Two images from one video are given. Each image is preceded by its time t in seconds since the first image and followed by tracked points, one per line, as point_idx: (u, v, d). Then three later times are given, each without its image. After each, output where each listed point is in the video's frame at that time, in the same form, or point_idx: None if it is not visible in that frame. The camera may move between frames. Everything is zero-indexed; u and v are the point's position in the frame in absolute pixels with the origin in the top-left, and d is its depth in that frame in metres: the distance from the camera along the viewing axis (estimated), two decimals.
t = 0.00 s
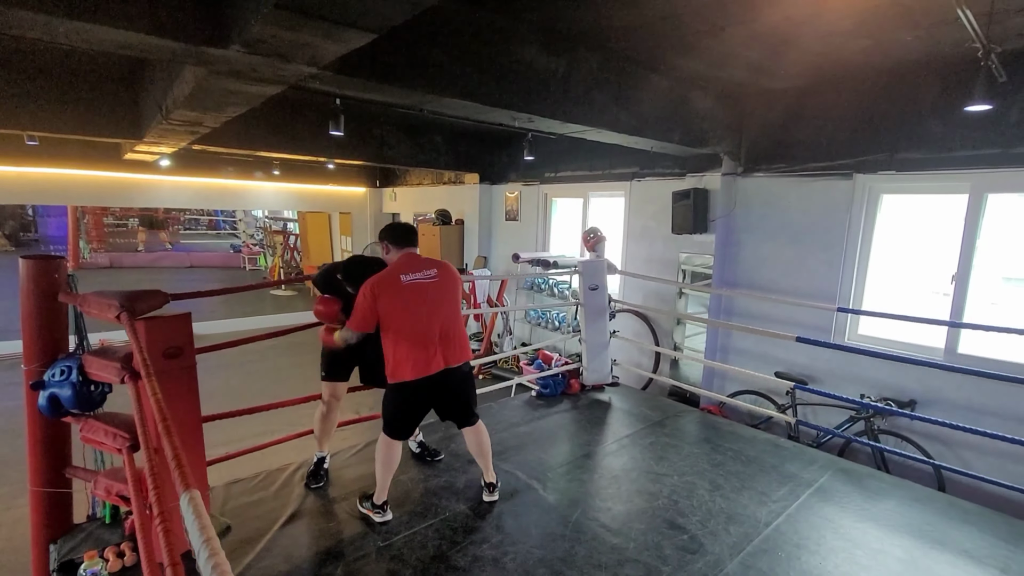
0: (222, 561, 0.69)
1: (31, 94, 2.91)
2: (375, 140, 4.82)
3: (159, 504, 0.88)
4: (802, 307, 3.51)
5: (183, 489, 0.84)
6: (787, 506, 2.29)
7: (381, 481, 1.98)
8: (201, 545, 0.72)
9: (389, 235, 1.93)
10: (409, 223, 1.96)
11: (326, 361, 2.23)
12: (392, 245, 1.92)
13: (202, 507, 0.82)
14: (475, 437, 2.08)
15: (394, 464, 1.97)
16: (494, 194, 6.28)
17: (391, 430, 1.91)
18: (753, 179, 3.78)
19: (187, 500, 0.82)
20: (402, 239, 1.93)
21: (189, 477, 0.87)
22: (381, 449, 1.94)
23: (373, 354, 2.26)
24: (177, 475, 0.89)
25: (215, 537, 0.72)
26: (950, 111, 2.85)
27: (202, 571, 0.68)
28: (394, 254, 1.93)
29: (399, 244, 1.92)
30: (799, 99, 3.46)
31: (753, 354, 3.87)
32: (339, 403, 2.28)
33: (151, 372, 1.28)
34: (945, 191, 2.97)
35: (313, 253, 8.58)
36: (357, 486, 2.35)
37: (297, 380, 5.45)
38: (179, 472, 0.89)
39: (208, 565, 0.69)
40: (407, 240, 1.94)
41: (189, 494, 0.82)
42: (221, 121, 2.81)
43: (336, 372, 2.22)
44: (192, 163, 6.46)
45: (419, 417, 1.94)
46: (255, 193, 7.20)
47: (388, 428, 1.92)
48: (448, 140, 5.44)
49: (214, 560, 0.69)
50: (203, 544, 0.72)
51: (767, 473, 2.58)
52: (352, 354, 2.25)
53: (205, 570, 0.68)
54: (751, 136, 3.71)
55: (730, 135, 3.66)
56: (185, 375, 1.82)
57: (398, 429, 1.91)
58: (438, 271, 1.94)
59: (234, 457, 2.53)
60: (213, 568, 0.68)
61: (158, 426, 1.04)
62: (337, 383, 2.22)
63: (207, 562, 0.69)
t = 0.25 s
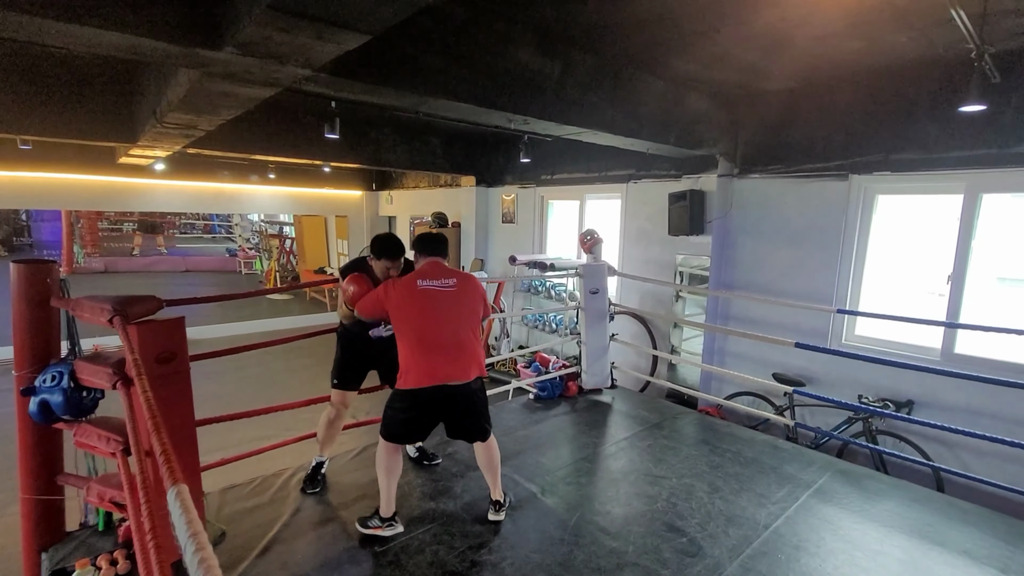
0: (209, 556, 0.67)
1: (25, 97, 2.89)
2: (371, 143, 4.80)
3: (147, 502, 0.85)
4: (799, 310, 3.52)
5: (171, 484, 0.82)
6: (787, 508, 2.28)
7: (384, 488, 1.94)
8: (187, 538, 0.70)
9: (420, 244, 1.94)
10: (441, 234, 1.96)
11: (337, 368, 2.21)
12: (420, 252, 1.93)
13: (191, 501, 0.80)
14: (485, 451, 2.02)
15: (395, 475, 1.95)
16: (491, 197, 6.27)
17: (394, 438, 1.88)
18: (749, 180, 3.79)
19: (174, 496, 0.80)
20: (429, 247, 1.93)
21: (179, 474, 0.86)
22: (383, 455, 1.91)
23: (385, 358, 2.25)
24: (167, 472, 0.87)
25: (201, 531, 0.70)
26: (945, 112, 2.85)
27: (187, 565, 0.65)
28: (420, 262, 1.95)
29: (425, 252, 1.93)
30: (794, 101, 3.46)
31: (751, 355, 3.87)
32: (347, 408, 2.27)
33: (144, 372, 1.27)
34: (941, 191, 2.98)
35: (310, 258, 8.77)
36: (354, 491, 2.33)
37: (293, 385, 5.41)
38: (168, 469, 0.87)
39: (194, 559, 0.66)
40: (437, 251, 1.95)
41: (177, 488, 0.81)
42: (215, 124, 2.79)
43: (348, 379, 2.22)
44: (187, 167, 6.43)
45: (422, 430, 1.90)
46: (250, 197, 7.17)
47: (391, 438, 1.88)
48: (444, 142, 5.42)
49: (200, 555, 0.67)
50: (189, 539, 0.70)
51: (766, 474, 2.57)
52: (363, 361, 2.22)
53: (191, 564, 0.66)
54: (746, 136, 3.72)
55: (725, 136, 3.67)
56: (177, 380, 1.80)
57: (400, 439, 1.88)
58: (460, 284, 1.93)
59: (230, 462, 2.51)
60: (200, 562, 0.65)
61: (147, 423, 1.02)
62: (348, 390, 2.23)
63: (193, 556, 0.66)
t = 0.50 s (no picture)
0: None
1: (18, 102, 2.87)
2: (367, 148, 4.80)
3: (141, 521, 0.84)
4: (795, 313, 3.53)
5: (167, 503, 0.81)
6: (785, 510, 2.28)
7: (385, 518, 1.83)
8: (185, 558, 0.69)
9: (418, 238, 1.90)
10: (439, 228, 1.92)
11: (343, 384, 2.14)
12: (417, 250, 1.89)
13: (187, 520, 0.78)
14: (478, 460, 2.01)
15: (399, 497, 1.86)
16: (487, 201, 6.28)
17: (391, 458, 1.80)
18: (744, 182, 3.81)
19: (170, 514, 0.79)
20: (426, 244, 1.88)
21: (175, 492, 0.85)
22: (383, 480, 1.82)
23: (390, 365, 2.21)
24: (162, 489, 0.86)
25: (200, 551, 0.69)
26: (938, 114, 2.87)
27: None
28: (413, 258, 1.90)
29: (424, 251, 1.89)
30: (788, 104, 3.48)
31: (748, 358, 3.88)
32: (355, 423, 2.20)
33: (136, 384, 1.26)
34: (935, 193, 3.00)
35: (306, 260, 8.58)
36: (351, 497, 2.31)
37: (290, 389, 5.38)
38: (163, 486, 0.86)
39: None
40: (433, 249, 1.90)
41: (173, 507, 0.80)
42: (211, 128, 2.78)
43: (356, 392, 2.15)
44: (182, 172, 6.41)
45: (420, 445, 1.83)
46: (245, 201, 7.15)
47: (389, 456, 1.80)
48: (440, 146, 5.43)
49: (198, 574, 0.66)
50: (187, 559, 0.69)
51: (764, 476, 2.57)
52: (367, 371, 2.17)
53: None
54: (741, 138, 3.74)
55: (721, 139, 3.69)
56: (170, 388, 1.78)
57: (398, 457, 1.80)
58: (454, 285, 1.88)
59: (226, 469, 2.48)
60: None
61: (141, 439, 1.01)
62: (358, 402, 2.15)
63: None
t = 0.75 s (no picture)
0: (218, 553, 0.65)
1: (15, 103, 2.86)
2: (366, 149, 4.81)
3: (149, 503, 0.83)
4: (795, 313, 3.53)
5: (177, 481, 0.80)
6: (785, 511, 2.28)
7: (383, 518, 1.82)
8: (196, 534, 0.68)
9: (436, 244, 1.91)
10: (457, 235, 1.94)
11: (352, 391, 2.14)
12: (437, 253, 1.90)
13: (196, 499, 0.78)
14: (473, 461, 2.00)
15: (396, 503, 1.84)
16: (486, 203, 6.28)
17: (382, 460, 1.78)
18: (742, 184, 3.82)
19: (180, 493, 0.78)
20: (446, 251, 1.89)
21: (183, 472, 0.84)
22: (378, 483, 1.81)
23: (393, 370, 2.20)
24: (171, 470, 0.85)
25: (209, 526, 0.68)
26: (935, 116, 2.88)
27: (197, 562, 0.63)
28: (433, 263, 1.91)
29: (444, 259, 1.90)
30: (785, 106, 3.50)
31: (747, 359, 3.88)
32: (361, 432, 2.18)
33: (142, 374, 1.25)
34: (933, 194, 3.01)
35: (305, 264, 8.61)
36: (350, 500, 2.31)
37: (288, 392, 5.36)
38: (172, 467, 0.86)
39: (205, 556, 0.64)
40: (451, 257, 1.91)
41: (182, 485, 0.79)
42: (209, 131, 2.78)
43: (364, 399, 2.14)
44: (181, 174, 6.40)
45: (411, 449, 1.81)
46: (244, 203, 7.15)
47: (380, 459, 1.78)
48: (439, 148, 5.44)
49: (210, 551, 0.65)
50: (198, 534, 0.68)
51: (764, 478, 2.57)
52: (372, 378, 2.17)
53: (201, 561, 0.64)
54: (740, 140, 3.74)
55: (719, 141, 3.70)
56: (171, 389, 1.78)
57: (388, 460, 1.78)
58: (471, 300, 1.91)
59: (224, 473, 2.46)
60: (211, 559, 0.63)
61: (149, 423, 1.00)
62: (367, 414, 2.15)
63: (203, 553, 0.64)
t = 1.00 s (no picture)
0: (209, 560, 0.65)
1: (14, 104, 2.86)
2: (366, 151, 4.81)
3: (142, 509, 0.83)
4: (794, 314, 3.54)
5: (168, 488, 0.80)
6: (785, 512, 2.27)
7: (382, 516, 1.82)
8: (186, 542, 0.68)
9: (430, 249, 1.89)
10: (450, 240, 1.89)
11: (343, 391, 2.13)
12: (429, 256, 1.88)
13: (189, 505, 0.78)
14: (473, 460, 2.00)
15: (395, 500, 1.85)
16: (486, 204, 6.28)
17: (385, 457, 1.80)
18: (742, 184, 3.82)
19: (171, 499, 0.78)
20: (435, 252, 1.86)
21: (175, 477, 0.84)
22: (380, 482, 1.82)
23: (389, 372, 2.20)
24: (164, 476, 0.85)
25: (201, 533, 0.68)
26: (934, 116, 2.88)
27: (187, 569, 0.63)
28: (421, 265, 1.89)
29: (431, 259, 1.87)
30: (784, 107, 3.50)
31: (747, 360, 3.88)
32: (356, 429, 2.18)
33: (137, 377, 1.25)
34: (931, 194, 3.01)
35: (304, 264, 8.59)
36: (350, 501, 2.30)
37: (288, 394, 5.36)
38: (164, 473, 0.85)
39: (195, 563, 0.64)
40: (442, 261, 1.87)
41: (174, 491, 0.79)
42: (209, 131, 2.77)
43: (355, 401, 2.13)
44: (180, 175, 6.41)
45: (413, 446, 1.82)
46: (243, 204, 7.16)
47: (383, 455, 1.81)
48: (439, 149, 5.44)
49: (200, 559, 0.64)
50: (188, 542, 0.68)
51: (764, 478, 2.56)
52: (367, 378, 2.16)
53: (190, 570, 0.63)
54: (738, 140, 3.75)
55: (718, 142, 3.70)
56: (169, 390, 1.77)
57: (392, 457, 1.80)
58: (437, 295, 1.79)
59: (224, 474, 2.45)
60: (201, 565, 0.63)
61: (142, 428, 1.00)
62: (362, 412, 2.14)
63: (193, 561, 0.64)
